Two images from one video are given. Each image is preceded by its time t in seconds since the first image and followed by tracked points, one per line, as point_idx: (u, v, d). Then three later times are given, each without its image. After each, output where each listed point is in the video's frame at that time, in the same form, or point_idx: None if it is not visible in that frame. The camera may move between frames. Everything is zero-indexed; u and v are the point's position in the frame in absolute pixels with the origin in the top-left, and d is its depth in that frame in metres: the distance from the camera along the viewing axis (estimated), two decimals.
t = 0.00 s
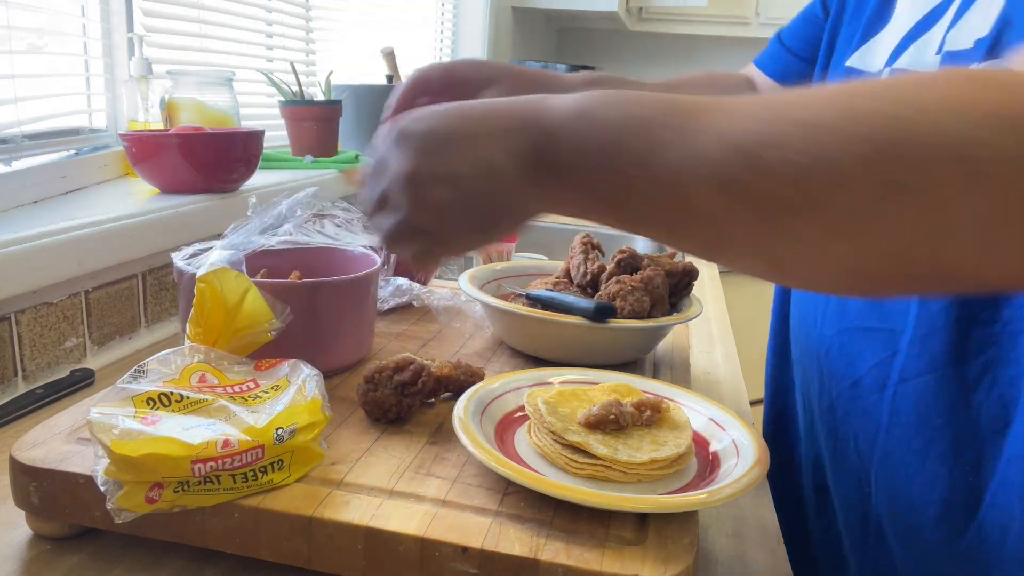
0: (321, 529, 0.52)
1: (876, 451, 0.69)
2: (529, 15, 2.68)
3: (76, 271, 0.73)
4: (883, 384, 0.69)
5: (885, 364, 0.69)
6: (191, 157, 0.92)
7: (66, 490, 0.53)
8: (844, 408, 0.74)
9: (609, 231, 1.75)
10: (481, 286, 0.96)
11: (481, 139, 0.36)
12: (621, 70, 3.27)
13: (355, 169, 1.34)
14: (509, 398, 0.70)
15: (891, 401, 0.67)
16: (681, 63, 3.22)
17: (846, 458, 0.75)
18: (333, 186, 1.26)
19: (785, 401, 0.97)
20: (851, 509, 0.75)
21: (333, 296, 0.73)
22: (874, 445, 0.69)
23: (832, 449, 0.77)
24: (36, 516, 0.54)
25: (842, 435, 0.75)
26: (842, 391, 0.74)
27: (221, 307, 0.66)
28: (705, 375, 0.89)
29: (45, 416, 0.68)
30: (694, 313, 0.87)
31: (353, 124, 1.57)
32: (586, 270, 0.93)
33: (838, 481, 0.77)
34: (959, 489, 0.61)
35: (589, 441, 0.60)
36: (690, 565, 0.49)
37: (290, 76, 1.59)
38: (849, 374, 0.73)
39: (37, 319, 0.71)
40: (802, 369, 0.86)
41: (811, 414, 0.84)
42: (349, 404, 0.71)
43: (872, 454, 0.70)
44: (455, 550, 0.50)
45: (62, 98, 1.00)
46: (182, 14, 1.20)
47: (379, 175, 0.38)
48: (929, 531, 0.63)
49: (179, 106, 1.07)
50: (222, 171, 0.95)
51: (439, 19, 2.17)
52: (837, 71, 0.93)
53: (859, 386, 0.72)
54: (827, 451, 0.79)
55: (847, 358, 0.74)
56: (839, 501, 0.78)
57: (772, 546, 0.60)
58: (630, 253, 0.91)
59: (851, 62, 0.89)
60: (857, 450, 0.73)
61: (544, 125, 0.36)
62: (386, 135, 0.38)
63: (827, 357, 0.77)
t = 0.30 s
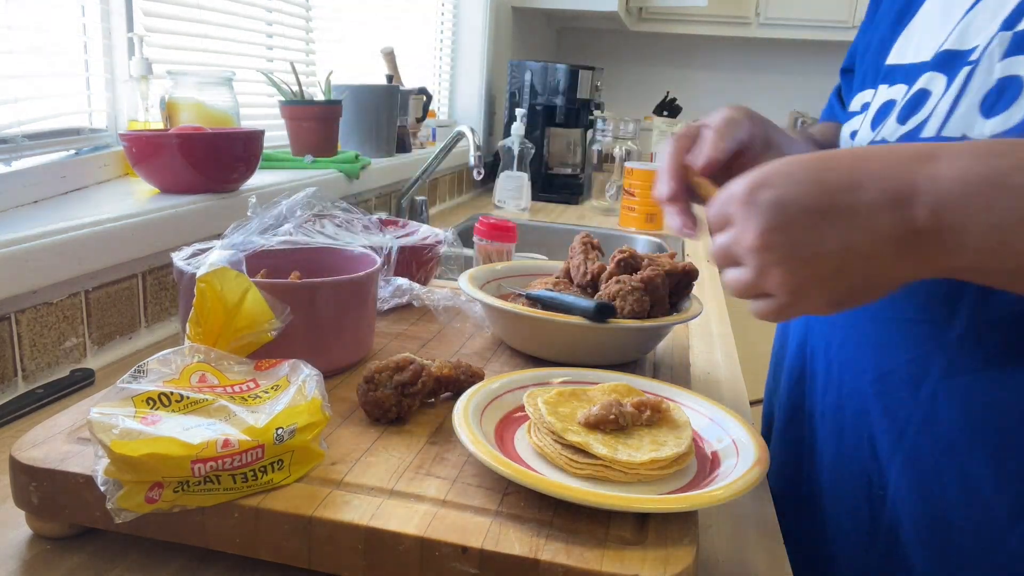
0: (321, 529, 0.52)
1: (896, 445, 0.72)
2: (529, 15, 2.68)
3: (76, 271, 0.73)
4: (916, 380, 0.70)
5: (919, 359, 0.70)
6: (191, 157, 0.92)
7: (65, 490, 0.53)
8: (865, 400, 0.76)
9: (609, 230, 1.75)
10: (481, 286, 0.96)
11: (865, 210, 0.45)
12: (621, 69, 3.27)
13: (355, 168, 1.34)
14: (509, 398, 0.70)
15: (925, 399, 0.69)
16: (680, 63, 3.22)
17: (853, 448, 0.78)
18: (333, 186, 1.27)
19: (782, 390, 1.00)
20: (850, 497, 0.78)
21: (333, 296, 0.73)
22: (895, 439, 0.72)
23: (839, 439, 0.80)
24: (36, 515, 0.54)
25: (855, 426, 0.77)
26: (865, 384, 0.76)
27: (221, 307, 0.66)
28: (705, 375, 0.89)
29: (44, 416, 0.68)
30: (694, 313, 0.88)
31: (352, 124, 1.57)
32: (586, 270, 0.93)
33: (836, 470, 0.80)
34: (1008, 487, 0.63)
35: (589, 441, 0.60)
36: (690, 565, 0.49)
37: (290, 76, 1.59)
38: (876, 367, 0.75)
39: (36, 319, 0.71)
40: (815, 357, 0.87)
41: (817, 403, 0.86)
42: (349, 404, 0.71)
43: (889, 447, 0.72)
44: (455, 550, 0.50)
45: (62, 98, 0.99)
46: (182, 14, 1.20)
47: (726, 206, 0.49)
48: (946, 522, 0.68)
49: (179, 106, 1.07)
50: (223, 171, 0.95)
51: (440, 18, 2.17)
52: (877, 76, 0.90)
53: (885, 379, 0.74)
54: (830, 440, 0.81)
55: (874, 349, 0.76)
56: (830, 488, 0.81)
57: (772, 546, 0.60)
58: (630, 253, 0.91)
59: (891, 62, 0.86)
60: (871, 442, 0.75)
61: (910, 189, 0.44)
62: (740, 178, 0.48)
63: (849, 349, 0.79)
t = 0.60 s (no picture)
0: (321, 529, 0.52)
1: (984, 488, 0.62)
2: (529, 15, 2.68)
3: (76, 271, 0.73)
4: (1012, 418, 0.61)
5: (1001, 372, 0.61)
6: (191, 157, 0.92)
7: (66, 490, 0.53)
8: (941, 435, 0.66)
9: (609, 230, 1.75)
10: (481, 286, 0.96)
11: (954, 245, 0.43)
12: (621, 70, 3.28)
13: (355, 168, 1.34)
14: (508, 399, 0.70)
15: None
16: (680, 63, 3.22)
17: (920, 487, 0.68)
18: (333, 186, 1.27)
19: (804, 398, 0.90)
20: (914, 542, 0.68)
21: (333, 296, 0.73)
22: (982, 483, 0.62)
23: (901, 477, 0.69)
24: (36, 515, 0.54)
25: (924, 463, 0.67)
26: (941, 418, 0.66)
27: (221, 307, 0.66)
28: (705, 375, 0.89)
29: (45, 415, 0.68)
30: (694, 313, 0.87)
31: (352, 124, 1.57)
32: (586, 270, 0.93)
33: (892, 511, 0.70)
34: None
35: (589, 441, 0.60)
36: (690, 565, 0.49)
37: (290, 76, 1.59)
38: (955, 399, 0.64)
39: (36, 319, 0.71)
40: (863, 375, 0.76)
41: (863, 427, 0.75)
42: (349, 404, 0.71)
43: (976, 491, 0.63)
44: (455, 550, 0.50)
45: (62, 98, 0.99)
46: (182, 14, 1.20)
47: (788, 242, 0.49)
48: None
49: (179, 106, 1.07)
50: (222, 171, 0.95)
51: (440, 18, 2.17)
52: (899, 76, 0.80)
53: (969, 415, 0.63)
54: (886, 476, 0.70)
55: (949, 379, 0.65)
56: (882, 529, 0.71)
57: (772, 546, 0.60)
58: (630, 253, 0.91)
59: (920, 60, 0.76)
60: (949, 484, 0.65)
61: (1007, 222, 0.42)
62: (808, 212, 0.48)
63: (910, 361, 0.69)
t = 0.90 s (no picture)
0: (321, 529, 0.52)
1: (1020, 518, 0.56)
2: (529, 15, 2.68)
3: (76, 271, 0.73)
4: None
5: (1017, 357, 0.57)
6: (191, 157, 0.92)
7: (66, 490, 0.53)
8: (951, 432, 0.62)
9: (609, 230, 1.76)
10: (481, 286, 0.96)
11: None
12: (621, 70, 3.28)
13: (355, 168, 1.34)
14: (508, 399, 0.69)
15: None
16: (680, 63, 3.23)
17: (940, 511, 0.62)
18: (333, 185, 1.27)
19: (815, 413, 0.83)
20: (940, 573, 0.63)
21: (332, 296, 0.73)
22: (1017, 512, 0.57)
23: (925, 506, 0.63)
24: (36, 516, 0.54)
25: (949, 490, 0.61)
26: (970, 441, 0.60)
27: (221, 307, 0.66)
28: (705, 375, 0.89)
29: (45, 415, 0.68)
30: (694, 313, 0.88)
31: (353, 124, 1.57)
32: (586, 270, 0.93)
33: (912, 536, 0.64)
34: None
35: (589, 441, 0.60)
36: (690, 565, 0.49)
37: (290, 76, 1.59)
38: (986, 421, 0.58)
39: (37, 319, 0.71)
40: (879, 395, 0.70)
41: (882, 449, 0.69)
42: (349, 404, 0.71)
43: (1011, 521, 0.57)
44: (455, 550, 0.50)
45: (62, 97, 1.00)
46: (182, 14, 1.20)
47: None
48: None
49: (179, 106, 1.07)
50: (222, 172, 0.95)
51: (440, 18, 2.17)
52: (929, 87, 0.74)
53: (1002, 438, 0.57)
54: (907, 505, 0.64)
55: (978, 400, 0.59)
56: (896, 541, 0.66)
57: (772, 546, 0.60)
58: (630, 253, 0.91)
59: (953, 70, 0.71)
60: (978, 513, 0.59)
61: None
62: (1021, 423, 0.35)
63: (920, 354, 0.65)
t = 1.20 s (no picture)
0: (321, 529, 0.52)
1: (1023, 525, 0.54)
2: (529, 15, 2.68)
3: (76, 271, 0.73)
4: None
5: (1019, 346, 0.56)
6: (191, 157, 0.92)
7: (66, 490, 0.53)
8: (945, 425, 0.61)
9: (609, 230, 1.76)
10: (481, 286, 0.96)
11: None
12: (621, 70, 3.28)
13: (355, 168, 1.34)
14: (508, 399, 0.69)
15: None
16: (680, 63, 3.23)
17: (941, 508, 0.60)
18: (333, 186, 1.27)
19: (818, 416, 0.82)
20: None
21: (332, 296, 0.73)
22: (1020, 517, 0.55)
23: (926, 507, 0.61)
24: (36, 516, 0.54)
25: (947, 487, 0.60)
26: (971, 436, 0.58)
27: (221, 307, 0.67)
28: (705, 375, 0.89)
29: (45, 415, 0.68)
30: (694, 313, 0.87)
31: (353, 124, 1.57)
32: (586, 270, 0.93)
33: (911, 534, 0.63)
34: None
35: (589, 441, 0.60)
36: (690, 565, 0.49)
37: (290, 76, 1.59)
38: (988, 418, 0.57)
39: (37, 319, 0.71)
40: (886, 392, 0.69)
41: (886, 449, 0.67)
42: (349, 404, 0.71)
43: (1014, 527, 0.55)
44: (455, 550, 0.50)
45: (62, 97, 0.99)
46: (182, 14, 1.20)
47: None
48: None
49: (179, 106, 1.07)
50: (222, 171, 0.95)
51: (440, 18, 2.17)
52: (949, 74, 0.74)
53: (1007, 438, 0.56)
54: (907, 506, 0.63)
55: (983, 397, 0.58)
56: (893, 538, 0.65)
57: (773, 547, 0.60)
58: (630, 253, 0.91)
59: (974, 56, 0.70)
60: (980, 518, 0.57)
61: None
62: None
63: (924, 343, 0.65)
